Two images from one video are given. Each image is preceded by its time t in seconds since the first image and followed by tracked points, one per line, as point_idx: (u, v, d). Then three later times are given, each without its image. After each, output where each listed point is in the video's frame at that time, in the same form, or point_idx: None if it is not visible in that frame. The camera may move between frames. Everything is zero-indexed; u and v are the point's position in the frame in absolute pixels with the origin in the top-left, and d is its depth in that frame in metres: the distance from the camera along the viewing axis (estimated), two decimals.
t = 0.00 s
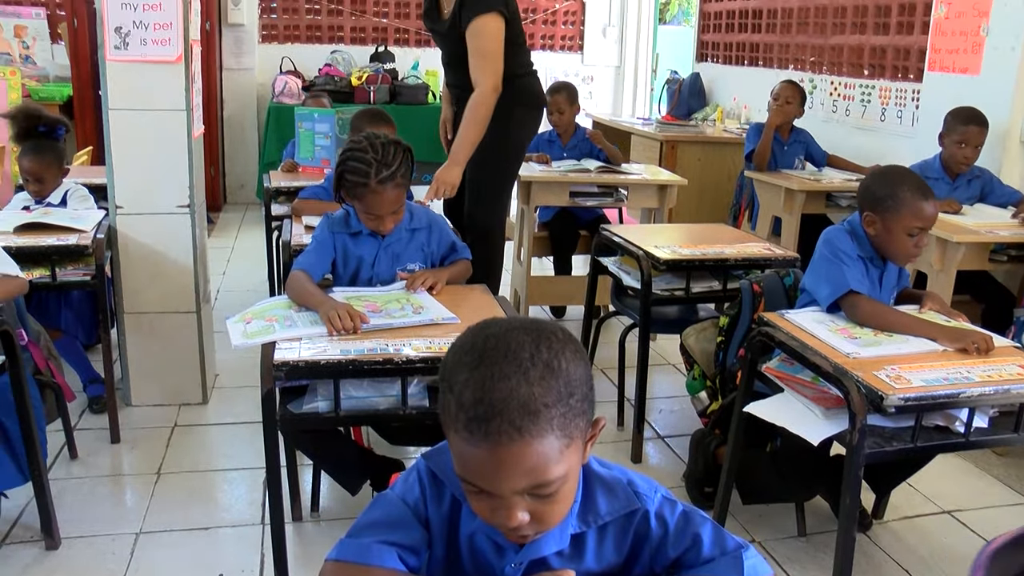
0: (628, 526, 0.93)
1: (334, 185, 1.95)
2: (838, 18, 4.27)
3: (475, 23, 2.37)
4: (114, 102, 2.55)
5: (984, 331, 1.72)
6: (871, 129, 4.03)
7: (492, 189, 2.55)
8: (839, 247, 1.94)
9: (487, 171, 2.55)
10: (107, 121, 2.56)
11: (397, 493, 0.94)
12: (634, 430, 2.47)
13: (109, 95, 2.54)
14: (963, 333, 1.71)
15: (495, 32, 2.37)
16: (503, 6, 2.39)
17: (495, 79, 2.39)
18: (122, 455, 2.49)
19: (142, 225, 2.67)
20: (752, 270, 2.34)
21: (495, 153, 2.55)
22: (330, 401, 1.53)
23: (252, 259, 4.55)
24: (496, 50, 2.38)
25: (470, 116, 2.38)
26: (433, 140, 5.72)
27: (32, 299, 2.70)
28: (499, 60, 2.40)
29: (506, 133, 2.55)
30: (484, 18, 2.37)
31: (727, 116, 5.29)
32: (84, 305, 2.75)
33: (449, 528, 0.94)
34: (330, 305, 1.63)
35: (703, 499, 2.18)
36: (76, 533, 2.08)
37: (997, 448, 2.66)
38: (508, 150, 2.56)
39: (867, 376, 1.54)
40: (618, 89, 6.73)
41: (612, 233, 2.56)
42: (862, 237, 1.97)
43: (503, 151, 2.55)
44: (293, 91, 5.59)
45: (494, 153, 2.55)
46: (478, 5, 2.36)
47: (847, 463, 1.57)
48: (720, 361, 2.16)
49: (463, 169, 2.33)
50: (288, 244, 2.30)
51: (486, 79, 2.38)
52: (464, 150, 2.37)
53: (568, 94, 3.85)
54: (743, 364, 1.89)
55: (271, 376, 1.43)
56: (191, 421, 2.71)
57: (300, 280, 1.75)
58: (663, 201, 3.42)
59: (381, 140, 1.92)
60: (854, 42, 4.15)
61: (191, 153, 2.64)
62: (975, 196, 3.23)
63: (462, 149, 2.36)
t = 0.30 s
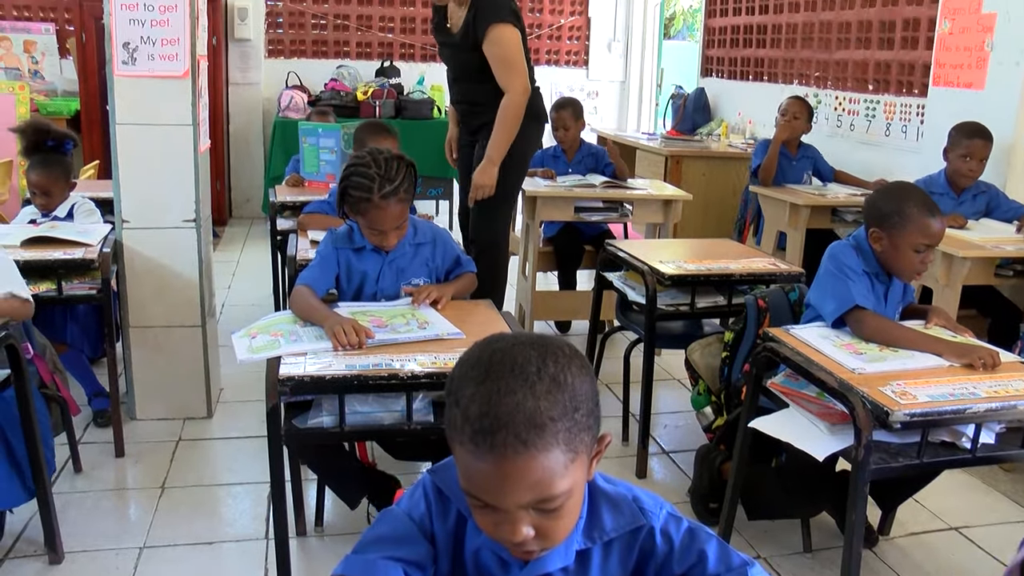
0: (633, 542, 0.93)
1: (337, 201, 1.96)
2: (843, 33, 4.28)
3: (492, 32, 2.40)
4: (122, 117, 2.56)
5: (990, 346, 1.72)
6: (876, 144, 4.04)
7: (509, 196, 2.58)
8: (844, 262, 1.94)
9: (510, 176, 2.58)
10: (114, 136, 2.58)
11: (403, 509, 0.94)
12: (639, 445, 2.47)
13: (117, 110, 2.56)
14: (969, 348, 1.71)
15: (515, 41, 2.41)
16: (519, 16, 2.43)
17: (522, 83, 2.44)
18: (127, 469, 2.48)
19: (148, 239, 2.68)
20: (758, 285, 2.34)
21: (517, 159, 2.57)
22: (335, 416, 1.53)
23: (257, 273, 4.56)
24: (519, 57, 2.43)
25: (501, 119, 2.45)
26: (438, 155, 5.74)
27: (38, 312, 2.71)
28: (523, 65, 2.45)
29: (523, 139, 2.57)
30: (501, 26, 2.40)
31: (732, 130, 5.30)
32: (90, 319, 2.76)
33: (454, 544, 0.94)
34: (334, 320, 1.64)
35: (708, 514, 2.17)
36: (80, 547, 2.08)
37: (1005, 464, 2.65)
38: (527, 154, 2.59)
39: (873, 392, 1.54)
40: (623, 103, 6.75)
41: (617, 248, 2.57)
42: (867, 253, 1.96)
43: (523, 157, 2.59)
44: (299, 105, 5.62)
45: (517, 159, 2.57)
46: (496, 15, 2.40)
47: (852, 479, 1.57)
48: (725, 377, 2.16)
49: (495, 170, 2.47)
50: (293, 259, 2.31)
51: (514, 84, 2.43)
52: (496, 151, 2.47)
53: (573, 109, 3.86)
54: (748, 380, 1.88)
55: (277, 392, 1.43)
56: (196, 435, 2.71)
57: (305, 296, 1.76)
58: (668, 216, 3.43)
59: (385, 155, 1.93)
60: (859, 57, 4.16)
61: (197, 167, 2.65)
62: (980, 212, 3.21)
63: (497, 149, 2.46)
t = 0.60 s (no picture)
0: (634, 558, 0.93)
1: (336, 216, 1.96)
2: (843, 47, 4.29)
3: (505, 39, 2.48)
4: (125, 131, 2.58)
5: (991, 360, 1.71)
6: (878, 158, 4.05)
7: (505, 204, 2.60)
8: (839, 276, 1.95)
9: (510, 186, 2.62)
10: (116, 150, 2.59)
11: (404, 524, 0.94)
12: (640, 460, 2.46)
13: (120, 124, 2.57)
14: (971, 362, 1.71)
15: (525, 51, 2.50)
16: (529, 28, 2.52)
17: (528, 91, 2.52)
18: (127, 483, 2.48)
19: (149, 253, 2.68)
20: (759, 299, 2.34)
21: (517, 168, 2.61)
22: (336, 431, 1.53)
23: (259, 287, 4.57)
24: (527, 66, 2.51)
25: (507, 125, 2.51)
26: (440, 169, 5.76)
27: (40, 325, 2.72)
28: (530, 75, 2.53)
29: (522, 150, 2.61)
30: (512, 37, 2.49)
31: (733, 144, 5.32)
32: (92, 332, 2.76)
33: (455, 559, 0.94)
34: (336, 334, 1.64)
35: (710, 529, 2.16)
36: (79, 561, 2.08)
37: (1008, 478, 2.64)
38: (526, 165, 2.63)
39: (874, 407, 1.53)
40: (625, 117, 6.77)
41: (618, 262, 2.57)
42: (862, 264, 1.97)
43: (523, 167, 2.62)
44: (301, 120, 5.65)
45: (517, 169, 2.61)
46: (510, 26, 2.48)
47: (854, 493, 1.56)
48: (726, 391, 2.16)
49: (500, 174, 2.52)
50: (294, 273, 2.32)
51: (522, 92, 2.51)
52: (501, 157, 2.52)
53: (576, 124, 3.87)
54: (749, 394, 1.88)
55: (278, 406, 1.43)
56: (196, 449, 2.71)
57: (304, 310, 1.76)
58: (669, 230, 3.44)
59: (385, 172, 1.94)
60: (859, 72, 4.18)
61: (198, 181, 2.66)
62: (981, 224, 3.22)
63: (503, 154, 2.51)
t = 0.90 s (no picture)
0: None
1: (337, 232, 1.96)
2: (845, 62, 4.30)
3: (516, 45, 2.64)
4: (128, 146, 2.59)
5: (995, 376, 1.71)
6: (879, 172, 4.06)
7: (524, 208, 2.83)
8: (841, 292, 1.95)
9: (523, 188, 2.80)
10: (121, 164, 2.60)
11: (407, 541, 0.94)
12: (643, 475, 2.46)
13: (125, 139, 2.58)
14: (973, 377, 1.71)
15: (536, 58, 2.67)
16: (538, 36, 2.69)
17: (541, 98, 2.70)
18: (129, 497, 2.48)
19: (153, 267, 2.69)
20: (762, 314, 2.34)
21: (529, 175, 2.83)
22: (339, 446, 1.53)
23: (261, 300, 4.57)
24: (537, 71, 2.67)
25: (523, 132, 2.71)
26: (442, 183, 5.76)
27: (43, 339, 2.72)
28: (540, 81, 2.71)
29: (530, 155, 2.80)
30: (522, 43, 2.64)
31: (735, 159, 5.33)
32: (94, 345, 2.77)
33: None
34: (338, 349, 1.64)
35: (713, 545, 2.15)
36: None
37: (1013, 494, 2.63)
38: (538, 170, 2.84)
39: (878, 422, 1.53)
40: (627, 132, 6.78)
41: (621, 277, 2.57)
42: (863, 279, 1.97)
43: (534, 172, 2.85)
44: (304, 134, 5.67)
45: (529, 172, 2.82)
46: (521, 33, 2.64)
47: (858, 509, 1.56)
48: (729, 406, 2.15)
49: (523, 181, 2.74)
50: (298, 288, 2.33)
51: (533, 96, 2.67)
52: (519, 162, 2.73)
53: (580, 138, 3.88)
54: (752, 409, 1.88)
55: (280, 421, 1.44)
56: (198, 464, 2.70)
57: (307, 325, 1.76)
58: (672, 245, 3.44)
59: (384, 187, 1.95)
60: (861, 86, 4.19)
61: (202, 195, 2.66)
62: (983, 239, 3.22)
63: (521, 160, 2.73)
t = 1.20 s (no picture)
0: None
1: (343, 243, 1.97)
2: (845, 76, 4.31)
3: (511, 51, 2.66)
4: (130, 159, 2.59)
5: (996, 390, 1.71)
6: (880, 186, 4.07)
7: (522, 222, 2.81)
8: (844, 309, 1.95)
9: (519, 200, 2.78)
10: (122, 177, 2.60)
11: (408, 555, 0.94)
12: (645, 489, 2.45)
13: (127, 152, 2.59)
14: (975, 391, 1.70)
15: (530, 67, 2.68)
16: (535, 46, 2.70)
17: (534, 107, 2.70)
18: (129, 511, 2.48)
19: (154, 281, 2.69)
20: (763, 327, 2.34)
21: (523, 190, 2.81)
22: (339, 460, 1.53)
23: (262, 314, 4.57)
24: (531, 79, 2.68)
25: (515, 141, 2.70)
26: (444, 196, 5.78)
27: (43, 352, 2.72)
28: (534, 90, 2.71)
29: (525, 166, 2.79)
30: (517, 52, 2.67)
31: (736, 172, 5.34)
32: (94, 359, 2.76)
33: None
34: (340, 363, 1.64)
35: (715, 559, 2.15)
36: None
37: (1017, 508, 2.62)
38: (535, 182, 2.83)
39: (879, 436, 1.53)
40: (628, 146, 6.80)
41: (622, 291, 2.57)
42: (869, 298, 1.97)
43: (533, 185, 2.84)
44: (306, 147, 5.70)
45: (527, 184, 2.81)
46: (516, 41, 2.67)
47: (859, 524, 1.55)
48: (730, 420, 2.15)
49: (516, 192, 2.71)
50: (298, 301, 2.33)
51: (523, 104, 2.67)
52: (512, 173, 2.71)
53: (582, 152, 3.89)
54: (753, 423, 1.88)
55: (281, 435, 1.44)
56: (199, 477, 2.70)
57: (309, 338, 1.76)
58: (673, 259, 3.44)
59: (391, 198, 1.95)
60: (861, 100, 4.20)
61: (203, 210, 2.67)
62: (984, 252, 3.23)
63: (513, 171, 2.71)
